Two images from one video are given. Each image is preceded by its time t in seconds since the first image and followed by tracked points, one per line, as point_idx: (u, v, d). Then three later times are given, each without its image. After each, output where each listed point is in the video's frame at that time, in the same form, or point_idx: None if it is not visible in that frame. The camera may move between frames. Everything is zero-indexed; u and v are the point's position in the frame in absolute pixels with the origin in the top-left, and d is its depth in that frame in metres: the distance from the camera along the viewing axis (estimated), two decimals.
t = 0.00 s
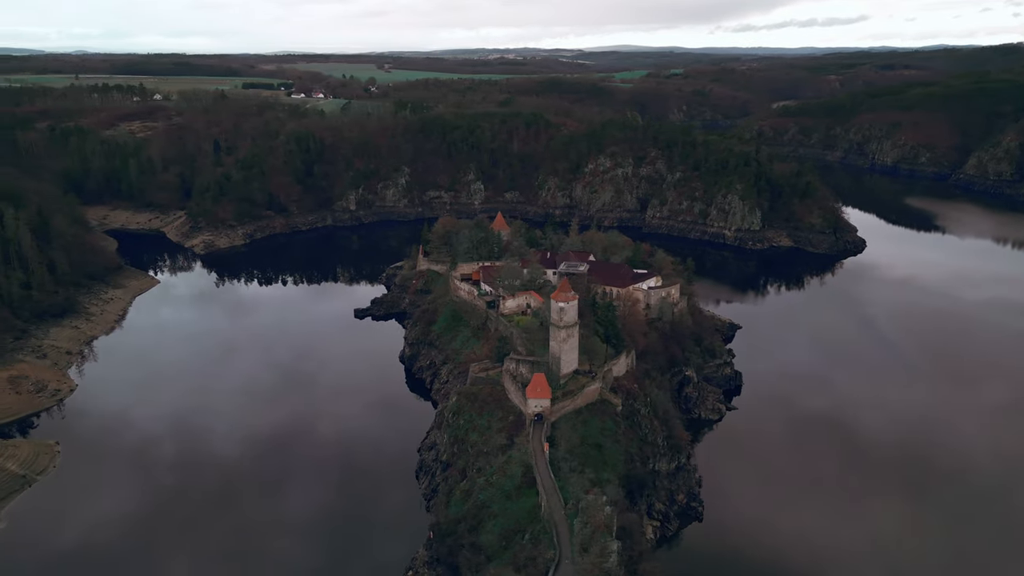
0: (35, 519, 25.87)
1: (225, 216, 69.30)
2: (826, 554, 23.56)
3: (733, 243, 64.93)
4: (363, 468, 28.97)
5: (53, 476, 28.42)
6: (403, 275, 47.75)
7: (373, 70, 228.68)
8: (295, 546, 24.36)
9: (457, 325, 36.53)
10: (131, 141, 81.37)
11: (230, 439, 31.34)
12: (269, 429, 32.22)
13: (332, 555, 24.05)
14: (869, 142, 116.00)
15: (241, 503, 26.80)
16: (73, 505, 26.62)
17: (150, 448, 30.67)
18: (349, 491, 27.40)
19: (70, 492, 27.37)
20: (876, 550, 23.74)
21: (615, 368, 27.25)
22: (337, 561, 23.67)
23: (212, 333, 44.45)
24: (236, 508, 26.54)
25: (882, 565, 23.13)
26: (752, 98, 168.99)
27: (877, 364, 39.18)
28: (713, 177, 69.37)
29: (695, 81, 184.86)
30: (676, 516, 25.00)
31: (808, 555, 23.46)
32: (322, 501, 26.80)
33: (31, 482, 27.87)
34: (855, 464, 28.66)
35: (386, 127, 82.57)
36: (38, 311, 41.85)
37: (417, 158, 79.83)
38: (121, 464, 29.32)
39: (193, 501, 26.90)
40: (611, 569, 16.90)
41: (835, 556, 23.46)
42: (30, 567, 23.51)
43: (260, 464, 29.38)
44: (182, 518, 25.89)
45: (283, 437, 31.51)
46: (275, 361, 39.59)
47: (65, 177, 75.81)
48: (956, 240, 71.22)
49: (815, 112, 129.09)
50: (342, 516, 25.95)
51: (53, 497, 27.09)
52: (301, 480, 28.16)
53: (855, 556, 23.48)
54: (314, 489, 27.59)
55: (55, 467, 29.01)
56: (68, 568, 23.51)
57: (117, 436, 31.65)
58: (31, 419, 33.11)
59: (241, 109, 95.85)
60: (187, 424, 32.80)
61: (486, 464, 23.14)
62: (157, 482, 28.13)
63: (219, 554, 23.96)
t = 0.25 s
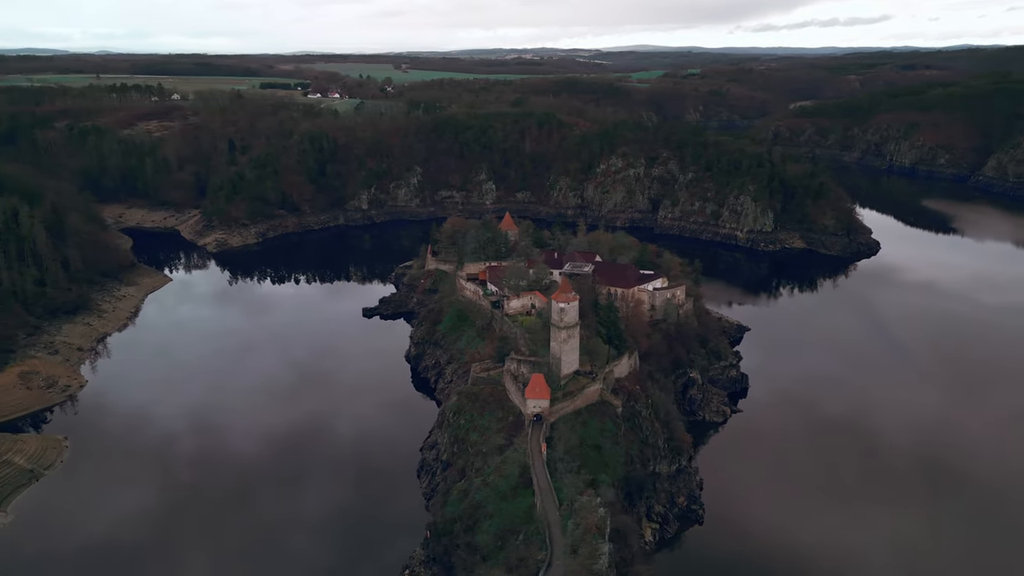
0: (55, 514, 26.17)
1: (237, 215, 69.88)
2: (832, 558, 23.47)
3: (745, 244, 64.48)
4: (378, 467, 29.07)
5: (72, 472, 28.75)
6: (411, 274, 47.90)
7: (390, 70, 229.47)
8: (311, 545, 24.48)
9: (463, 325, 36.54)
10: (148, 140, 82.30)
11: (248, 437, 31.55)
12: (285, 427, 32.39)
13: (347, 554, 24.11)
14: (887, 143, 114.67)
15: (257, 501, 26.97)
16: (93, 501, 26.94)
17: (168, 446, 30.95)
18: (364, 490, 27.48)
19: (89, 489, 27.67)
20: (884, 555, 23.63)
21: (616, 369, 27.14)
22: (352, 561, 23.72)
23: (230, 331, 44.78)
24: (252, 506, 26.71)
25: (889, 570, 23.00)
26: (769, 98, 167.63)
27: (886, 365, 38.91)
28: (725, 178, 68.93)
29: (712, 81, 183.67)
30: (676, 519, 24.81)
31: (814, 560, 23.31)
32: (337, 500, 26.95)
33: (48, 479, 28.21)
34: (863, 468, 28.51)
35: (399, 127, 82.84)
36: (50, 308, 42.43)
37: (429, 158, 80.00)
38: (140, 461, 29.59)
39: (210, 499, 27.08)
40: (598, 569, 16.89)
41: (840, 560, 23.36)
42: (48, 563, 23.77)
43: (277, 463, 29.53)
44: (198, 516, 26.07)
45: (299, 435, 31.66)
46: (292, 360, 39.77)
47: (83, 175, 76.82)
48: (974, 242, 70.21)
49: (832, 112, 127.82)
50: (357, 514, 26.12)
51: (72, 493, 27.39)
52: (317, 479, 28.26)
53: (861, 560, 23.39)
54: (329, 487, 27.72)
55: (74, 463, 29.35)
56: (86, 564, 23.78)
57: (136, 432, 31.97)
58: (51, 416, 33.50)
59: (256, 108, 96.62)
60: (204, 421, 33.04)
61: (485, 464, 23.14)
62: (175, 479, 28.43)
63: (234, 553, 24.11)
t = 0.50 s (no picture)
0: (75, 509, 26.40)
1: (250, 214, 70.44)
2: (837, 558, 23.39)
3: (757, 246, 64.00)
4: (393, 464, 29.20)
5: (91, 468, 28.98)
6: (419, 274, 48.03)
7: (407, 70, 230.31)
8: (330, 542, 24.64)
9: (468, 324, 36.58)
10: (164, 139, 83.08)
11: (266, 433, 31.77)
12: (303, 425, 32.55)
13: (364, 551, 24.22)
14: (905, 144, 113.30)
15: (274, 496, 27.14)
16: (114, 495, 27.23)
17: (186, 441, 31.18)
18: (381, 487, 27.62)
19: (108, 483, 27.90)
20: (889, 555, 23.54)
21: (617, 370, 27.05)
22: (369, 557, 23.81)
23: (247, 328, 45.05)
24: (269, 501, 26.88)
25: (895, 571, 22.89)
26: (786, 98, 166.19)
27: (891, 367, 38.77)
28: (738, 179, 68.47)
29: (729, 81, 182.50)
30: (675, 522, 24.71)
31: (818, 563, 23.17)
32: (355, 496, 27.11)
33: (66, 474, 28.50)
34: (869, 468, 28.41)
35: (412, 127, 83.08)
36: (63, 304, 42.96)
37: (441, 158, 80.15)
38: (158, 456, 29.80)
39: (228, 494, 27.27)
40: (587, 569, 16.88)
41: (846, 561, 23.29)
42: (66, 557, 23.98)
43: (295, 459, 29.71)
44: (216, 512, 26.24)
45: (316, 433, 31.81)
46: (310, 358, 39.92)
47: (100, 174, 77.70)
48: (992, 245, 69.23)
49: (850, 113, 126.50)
50: (375, 510, 26.28)
51: (92, 488, 27.62)
52: (335, 475, 28.40)
53: (866, 560, 23.32)
54: (348, 484, 27.86)
55: (93, 459, 29.60)
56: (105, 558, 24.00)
57: (156, 428, 32.27)
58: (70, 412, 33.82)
59: (271, 108, 97.36)
60: (223, 417, 33.30)
61: (483, 464, 23.14)
62: (195, 473, 28.68)
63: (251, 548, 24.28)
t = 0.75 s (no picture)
0: (95, 504, 26.64)
1: (264, 213, 71.02)
2: (848, 559, 23.22)
3: (769, 247, 63.46)
4: (408, 462, 29.32)
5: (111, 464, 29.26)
6: (428, 273, 48.13)
7: (424, 70, 231.04)
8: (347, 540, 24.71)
9: (474, 324, 36.61)
10: (181, 138, 84.01)
11: (284, 432, 31.91)
12: (321, 423, 32.70)
13: (381, 550, 24.31)
14: (924, 145, 111.80)
15: (291, 494, 27.27)
16: (135, 490, 27.48)
17: (205, 439, 31.41)
18: (399, 485, 27.72)
19: (127, 480, 28.14)
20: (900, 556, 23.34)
21: (619, 371, 27.04)
22: (385, 556, 23.79)
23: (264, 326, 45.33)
24: (285, 499, 26.99)
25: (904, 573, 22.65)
26: (805, 98, 164.65)
27: (901, 368, 38.50)
28: (751, 180, 67.97)
29: (747, 81, 181.14)
30: (675, 524, 24.51)
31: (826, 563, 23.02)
32: (373, 494, 27.20)
33: (85, 469, 28.76)
34: (881, 471, 28.12)
35: (425, 126, 83.29)
36: (77, 301, 43.56)
37: (454, 157, 80.29)
38: (177, 453, 30.03)
39: (245, 491, 27.41)
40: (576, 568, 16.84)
41: (856, 562, 23.12)
42: (86, 550, 24.19)
43: (312, 458, 29.80)
44: (233, 509, 26.38)
45: (333, 431, 31.94)
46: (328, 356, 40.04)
47: (118, 172, 78.72)
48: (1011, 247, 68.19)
49: (869, 113, 125.06)
50: (392, 508, 26.37)
51: (112, 484, 27.87)
52: (351, 473, 28.46)
53: (876, 561, 23.17)
54: (365, 482, 27.97)
55: (113, 456, 29.87)
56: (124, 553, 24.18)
57: (176, 425, 32.56)
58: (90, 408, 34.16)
59: (286, 108, 98.07)
60: (241, 415, 33.56)
61: (482, 463, 23.11)
62: (214, 470, 28.92)
63: (268, 545, 24.37)
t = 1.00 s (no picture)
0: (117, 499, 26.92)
1: (278, 211, 71.56)
2: (856, 559, 23.12)
3: (783, 249, 62.87)
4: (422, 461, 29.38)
5: (132, 460, 29.57)
6: (437, 273, 48.23)
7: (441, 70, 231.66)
8: (364, 539, 24.79)
9: (480, 323, 36.63)
10: (198, 138, 84.91)
11: (302, 430, 32.11)
12: (339, 421, 32.83)
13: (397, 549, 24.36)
14: (944, 146, 110.18)
15: (309, 491, 27.44)
16: (155, 486, 27.77)
17: (224, 436, 31.69)
18: (415, 484, 27.77)
19: (148, 475, 28.42)
20: (909, 558, 23.19)
21: (620, 372, 26.94)
22: (402, 554, 23.81)
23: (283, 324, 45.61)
24: (302, 496, 27.16)
25: None
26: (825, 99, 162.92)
27: (910, 371, 38.26)
28: (765, 180, 67.38)
29: (766, 81, 179.61)
30: (675, 527, 24.29)
31: (833, 563, 22.92)
32: (389, 493, 27.27)
33: (107, 465, 29.09)
34: (892, 475, 27.87)
35: (438, 126, 83.46)
36: (90, 297, 44.15)
37: (467, 157, 80.39)
38: (197, 450, 30.31)
39: (264, 488, 27.61)
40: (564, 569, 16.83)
41: (864, 563, 23.00)
42: (108, 545, 24.44)
43: (330, 456, 29.96)
44: (252, 506, 26.56)
45: (350, 430, 32.06)
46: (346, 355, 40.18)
47: (136, 171, 79.73)
48: None
49: (889, 113, 123.46)
50: (408, 508, 26.41)
51: (133, 479, 28.16)
52: (368, 471, 28.60)
53: (883, 564, 23.00)
54: (382, 481, 28.06)
55: (133, 452, 30.19)
56: (146, 548, 24.42)
57: (195, 421, 32.88)
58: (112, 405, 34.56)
59: (302, 107, 98.76)
60: (259, 412, 33.80)
61: (479, 463, 23.09)
62: (233, 466, 29.16)
63: (286, 541, 24.52)
